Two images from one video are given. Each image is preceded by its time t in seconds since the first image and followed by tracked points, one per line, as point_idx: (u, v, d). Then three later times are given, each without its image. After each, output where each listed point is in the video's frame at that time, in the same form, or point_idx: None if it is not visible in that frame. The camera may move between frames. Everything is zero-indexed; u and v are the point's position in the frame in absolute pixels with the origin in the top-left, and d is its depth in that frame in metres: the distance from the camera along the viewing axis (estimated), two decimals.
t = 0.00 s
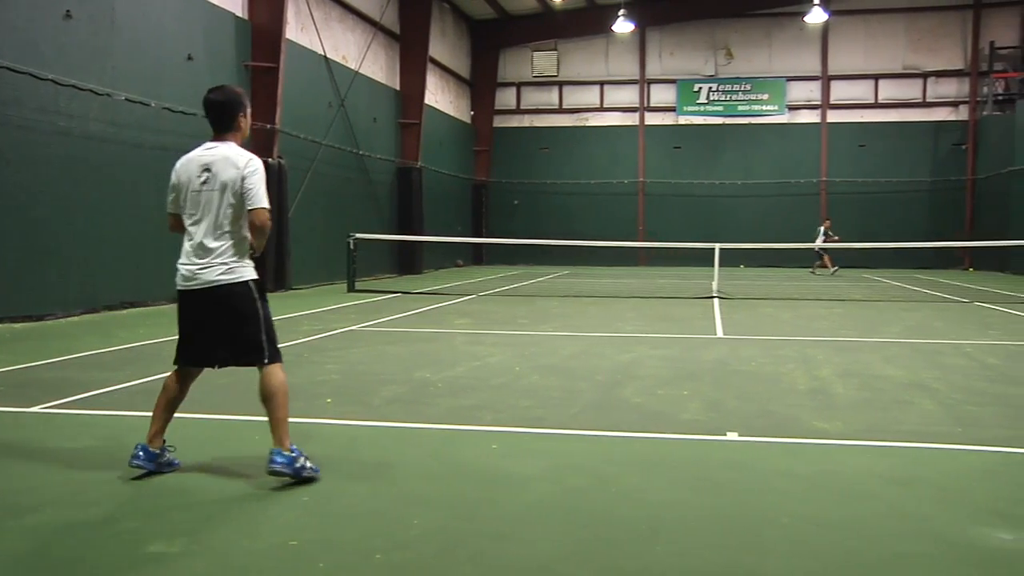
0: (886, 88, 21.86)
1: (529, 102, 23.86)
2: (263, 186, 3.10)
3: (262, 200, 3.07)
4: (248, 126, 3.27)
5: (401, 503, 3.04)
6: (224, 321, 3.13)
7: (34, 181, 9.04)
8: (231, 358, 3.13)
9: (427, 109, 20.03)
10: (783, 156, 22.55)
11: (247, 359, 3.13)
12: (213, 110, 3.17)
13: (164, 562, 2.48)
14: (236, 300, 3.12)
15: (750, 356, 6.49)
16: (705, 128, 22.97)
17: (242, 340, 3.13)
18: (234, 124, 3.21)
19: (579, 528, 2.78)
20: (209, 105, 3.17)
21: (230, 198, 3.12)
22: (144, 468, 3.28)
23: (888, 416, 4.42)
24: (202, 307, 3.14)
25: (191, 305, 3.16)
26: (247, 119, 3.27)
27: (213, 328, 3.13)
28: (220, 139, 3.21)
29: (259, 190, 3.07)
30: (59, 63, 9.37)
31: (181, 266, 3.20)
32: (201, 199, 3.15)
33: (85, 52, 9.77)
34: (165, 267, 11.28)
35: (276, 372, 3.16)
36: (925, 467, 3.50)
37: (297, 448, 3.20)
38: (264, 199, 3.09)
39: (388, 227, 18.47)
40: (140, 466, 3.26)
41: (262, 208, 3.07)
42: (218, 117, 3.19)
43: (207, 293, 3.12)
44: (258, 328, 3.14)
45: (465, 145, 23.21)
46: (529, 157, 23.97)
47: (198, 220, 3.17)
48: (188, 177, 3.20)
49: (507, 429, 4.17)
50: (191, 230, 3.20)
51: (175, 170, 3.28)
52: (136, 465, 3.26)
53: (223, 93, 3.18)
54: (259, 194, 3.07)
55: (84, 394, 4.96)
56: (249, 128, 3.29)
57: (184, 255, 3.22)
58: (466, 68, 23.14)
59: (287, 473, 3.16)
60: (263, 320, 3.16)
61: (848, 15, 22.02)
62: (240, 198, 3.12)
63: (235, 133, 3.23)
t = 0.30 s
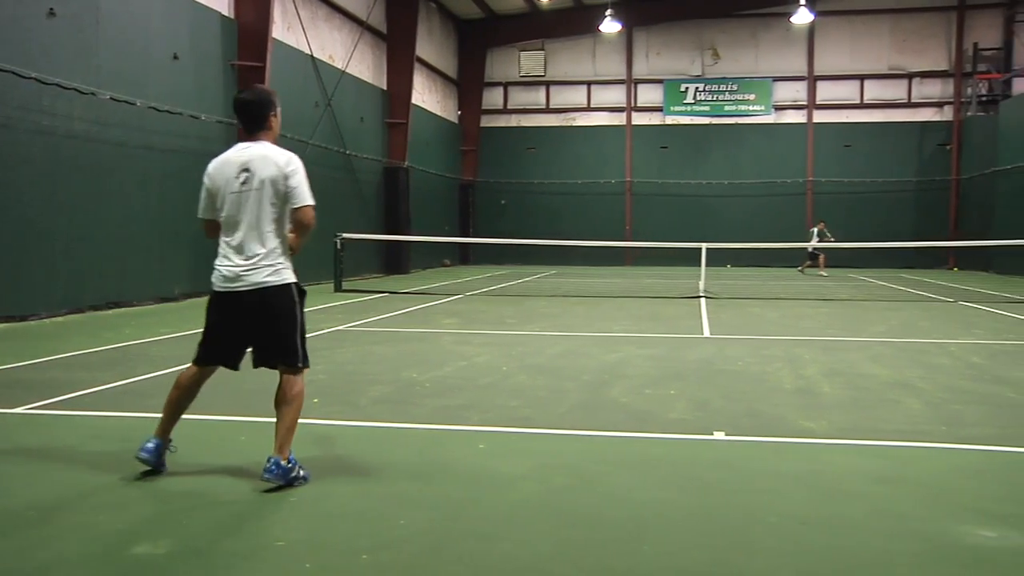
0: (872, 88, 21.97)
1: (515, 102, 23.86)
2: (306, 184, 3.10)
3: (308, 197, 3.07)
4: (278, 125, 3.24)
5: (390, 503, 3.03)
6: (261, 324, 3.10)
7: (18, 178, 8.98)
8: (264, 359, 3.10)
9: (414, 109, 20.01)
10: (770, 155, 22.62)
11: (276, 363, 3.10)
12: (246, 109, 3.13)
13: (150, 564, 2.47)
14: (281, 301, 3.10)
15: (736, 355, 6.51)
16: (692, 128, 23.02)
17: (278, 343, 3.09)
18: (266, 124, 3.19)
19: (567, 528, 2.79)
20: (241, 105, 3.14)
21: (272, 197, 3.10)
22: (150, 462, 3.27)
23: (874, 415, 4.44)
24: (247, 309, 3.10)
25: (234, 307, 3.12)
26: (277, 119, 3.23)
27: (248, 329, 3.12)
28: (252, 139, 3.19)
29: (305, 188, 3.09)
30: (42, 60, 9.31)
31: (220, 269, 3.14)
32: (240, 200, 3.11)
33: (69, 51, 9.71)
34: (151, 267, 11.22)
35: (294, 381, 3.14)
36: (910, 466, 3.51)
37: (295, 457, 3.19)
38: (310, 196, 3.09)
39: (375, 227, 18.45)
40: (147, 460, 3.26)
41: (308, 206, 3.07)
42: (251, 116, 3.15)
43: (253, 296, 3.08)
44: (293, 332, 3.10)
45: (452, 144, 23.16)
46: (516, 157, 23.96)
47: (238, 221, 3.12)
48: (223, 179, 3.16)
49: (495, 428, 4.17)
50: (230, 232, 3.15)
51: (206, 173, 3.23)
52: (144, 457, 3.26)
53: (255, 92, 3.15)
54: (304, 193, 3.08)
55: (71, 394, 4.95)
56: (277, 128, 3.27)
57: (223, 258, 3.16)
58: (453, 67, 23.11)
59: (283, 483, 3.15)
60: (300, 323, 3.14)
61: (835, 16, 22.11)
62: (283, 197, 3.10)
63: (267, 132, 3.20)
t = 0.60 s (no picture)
0: (859, 88, 22.06)
1: (503, 102, 23.85)
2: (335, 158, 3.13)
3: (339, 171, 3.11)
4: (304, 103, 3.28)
5: (379, 504, 3.02)
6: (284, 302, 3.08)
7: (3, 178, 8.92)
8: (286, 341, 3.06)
9: (402, 108, 19.98)
10: (758, 155, 22.67)
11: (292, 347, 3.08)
12: (275, 84, 3.15)
13: (136, 565, 2.46)
14: (308, 276, 3.09)
15: (724, 354, 6.53)
16: (680, 128, 23.06)
17: (300, 323, 3.07)
18: (294, 101, 3.22)
19: (557, 528, 2.79)
20: (270, 81, 3.17)
21: (301, 172, 3.11)
22: (214, 458, 3.19)
23: (861, 415, 4.46)
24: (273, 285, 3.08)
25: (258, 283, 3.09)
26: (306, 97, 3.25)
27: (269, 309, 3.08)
28: (280, 116, 3.20)
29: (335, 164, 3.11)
30: (28, 59, 9.26)
31: (247, 243, 3.13)
32: (269, 173, 3.12)
33: (53, 49, 9.65)
34: (137, 266, 11.17)
35: (302, 366, 3.09)
36: (897, 465, 3.53)
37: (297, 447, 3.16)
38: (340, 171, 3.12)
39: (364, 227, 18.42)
40: (212, 457, 3.17)
41: (337, 179, 3.09)
42: (281, 92, 3.17)
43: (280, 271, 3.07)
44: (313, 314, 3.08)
45: (440, 144, 23.13)
46: (504, 157, 23.94)
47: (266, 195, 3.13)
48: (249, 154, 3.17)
49: (484, 428, 4.17)
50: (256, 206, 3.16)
51: (232, 150, 3.24)
52: (207, 453, 3.17)
53: (283, 69, 3.19)
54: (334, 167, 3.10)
55: (60, 394, 4.94)
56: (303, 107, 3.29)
57: (249, 233, 3.15)
58: (441, 67, 23.08)
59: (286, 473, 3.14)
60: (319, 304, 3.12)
61: (822, 17, 22.20)
62: (312, 171, 3.12)
63: (294, 110, 3.23)
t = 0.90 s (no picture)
0: (845, 89, 22.17)
1: (490, 101, 23.84)
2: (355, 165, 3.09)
3: (359, 180, 3.06)
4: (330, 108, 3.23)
5: (365, 504, 3.02)
6: (304, 303, 3.06)
7: None
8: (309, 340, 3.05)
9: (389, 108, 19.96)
10: (744, 155, 22.74)
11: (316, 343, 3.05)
12: (302, 88, 3.12)
13: (121, 566, 2.44)
14: (327, 279, 3.05)
15: (710, 354, 6.55)
16: (666, 128, 23.10)
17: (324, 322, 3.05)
18: (320, 106, 3.18)
19: (544, 526, 2.79)
20: (297, 85, 3.13)
21: (320, 178, 3.07)
22: (243, 468, 3.11)
23: (847, 413, 4.48)
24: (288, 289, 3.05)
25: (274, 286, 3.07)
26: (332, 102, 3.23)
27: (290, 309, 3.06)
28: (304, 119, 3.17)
29: (356, 170, 3.06)
30: (11, 57, 9.20)
31: (263, 245, 3.10)
32: (288, 176, 3.08)
33: (36, 47, 9.59)
34: (121, 266, 11.11)
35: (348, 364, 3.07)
36: (883, 464, 3.54)
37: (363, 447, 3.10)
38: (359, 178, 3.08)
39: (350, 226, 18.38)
40: (239, 466, 3.09)
41: (356, 188, 3.05)
42: (305, 97, 3.14)
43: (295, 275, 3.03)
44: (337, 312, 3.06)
45: (427, 144, 23.09)
46: (490, 157, 23.93)
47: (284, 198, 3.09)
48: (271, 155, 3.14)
49: (471, 427, 4.16)
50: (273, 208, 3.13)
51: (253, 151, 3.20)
52: (235, 463, 3.09)
53: (311, 74, 3.15)
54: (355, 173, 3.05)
55: (48, 393, 4.94)
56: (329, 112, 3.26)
57: (266, 236, 3.12)
58: (428, 66, 23.06)
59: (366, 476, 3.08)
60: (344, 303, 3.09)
61: (809, 17, 22.29)
62: (331, 177, 3.08)
63: (319, 115, 3.19)
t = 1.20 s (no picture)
0: (833, 89, 22.26)
1: (479, 101, 23.84)
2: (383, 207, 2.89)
3: (384, 221, 2.85)
4: (371, 148, 3.06)
5: (356, 504, 3.01)
6: (344, 339, 2.96)
7: None
8: (362, 375, 2.98)
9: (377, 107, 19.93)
10: (732, 155, 22.80)
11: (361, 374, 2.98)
12: (340, 128, 2.97)
13: (107, 568, 2.43)
14: (351, 322, 2.93)
15: (699, 354, 6.57)
16: (655, 128, 23.13)
17: (370, 356, 2.96)
18: (357, 146, 3.01)
19: (534, 526, 2.79)
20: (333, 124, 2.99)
21: (345, 219, 2.91)
22: (232, 489, 3.08)
23: (834, 412, 4.50)
24: (319, 330, 2.96)
25: (305, 328, 2.98)
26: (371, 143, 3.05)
27: (331, 348, 2.97)
28: (341, 158, 3.01)
29: (379, 214, 2.86)
30: None
31: (292, 285, 3.00)
32: (315, 216, 2.95)
33: (22, 45, 9.53)
34: (108, 266, 11.07)
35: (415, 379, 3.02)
36: (870, 462, 3.56)
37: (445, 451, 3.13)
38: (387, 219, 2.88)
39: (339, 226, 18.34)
40: (230, 489, 3.06)
41: (378, 233, 2.85)
42: (342, 135, 2.98)
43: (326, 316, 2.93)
44: (388, 339, 2.95)
45: (416, 143, 23.05)
46: (479, 156, 23.92)
47: (309, 238, 2.97)
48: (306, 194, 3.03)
49: (460, 427, 4.16)
50: (302, 247, 3.00)
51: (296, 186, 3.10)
52: (224, 488, 3.07)
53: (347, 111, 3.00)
54: (376, 217, 2.85)
55: (36, 393, 4.92)
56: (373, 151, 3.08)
57: (296, 275, 3.02)
58: (416, 66, 23.03)
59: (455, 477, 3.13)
60: (390, 332, 2.97)
61: (797, 18, 22.36)
62: (357, 219, 2.90)
63: (357, 156, 3.02)
